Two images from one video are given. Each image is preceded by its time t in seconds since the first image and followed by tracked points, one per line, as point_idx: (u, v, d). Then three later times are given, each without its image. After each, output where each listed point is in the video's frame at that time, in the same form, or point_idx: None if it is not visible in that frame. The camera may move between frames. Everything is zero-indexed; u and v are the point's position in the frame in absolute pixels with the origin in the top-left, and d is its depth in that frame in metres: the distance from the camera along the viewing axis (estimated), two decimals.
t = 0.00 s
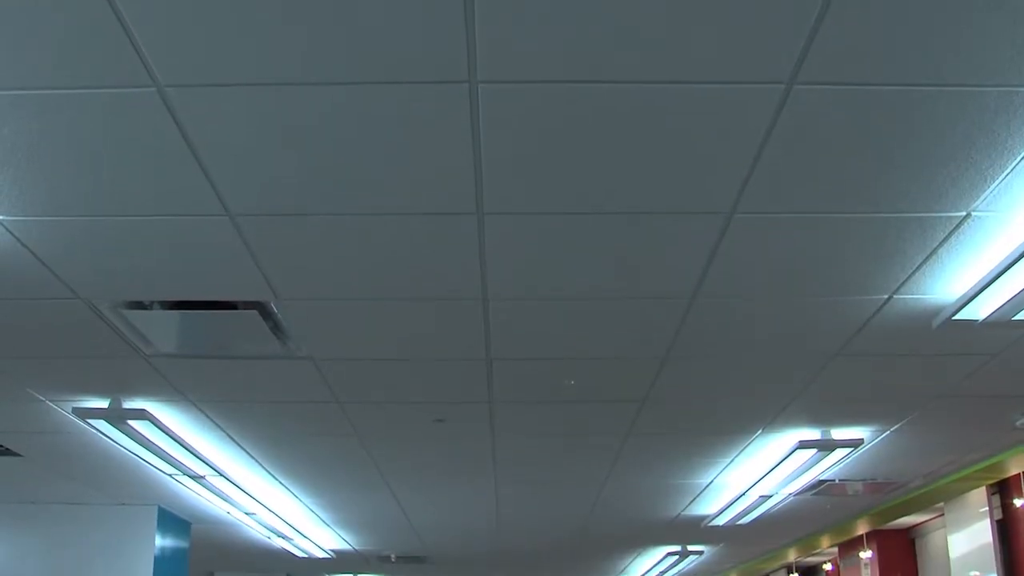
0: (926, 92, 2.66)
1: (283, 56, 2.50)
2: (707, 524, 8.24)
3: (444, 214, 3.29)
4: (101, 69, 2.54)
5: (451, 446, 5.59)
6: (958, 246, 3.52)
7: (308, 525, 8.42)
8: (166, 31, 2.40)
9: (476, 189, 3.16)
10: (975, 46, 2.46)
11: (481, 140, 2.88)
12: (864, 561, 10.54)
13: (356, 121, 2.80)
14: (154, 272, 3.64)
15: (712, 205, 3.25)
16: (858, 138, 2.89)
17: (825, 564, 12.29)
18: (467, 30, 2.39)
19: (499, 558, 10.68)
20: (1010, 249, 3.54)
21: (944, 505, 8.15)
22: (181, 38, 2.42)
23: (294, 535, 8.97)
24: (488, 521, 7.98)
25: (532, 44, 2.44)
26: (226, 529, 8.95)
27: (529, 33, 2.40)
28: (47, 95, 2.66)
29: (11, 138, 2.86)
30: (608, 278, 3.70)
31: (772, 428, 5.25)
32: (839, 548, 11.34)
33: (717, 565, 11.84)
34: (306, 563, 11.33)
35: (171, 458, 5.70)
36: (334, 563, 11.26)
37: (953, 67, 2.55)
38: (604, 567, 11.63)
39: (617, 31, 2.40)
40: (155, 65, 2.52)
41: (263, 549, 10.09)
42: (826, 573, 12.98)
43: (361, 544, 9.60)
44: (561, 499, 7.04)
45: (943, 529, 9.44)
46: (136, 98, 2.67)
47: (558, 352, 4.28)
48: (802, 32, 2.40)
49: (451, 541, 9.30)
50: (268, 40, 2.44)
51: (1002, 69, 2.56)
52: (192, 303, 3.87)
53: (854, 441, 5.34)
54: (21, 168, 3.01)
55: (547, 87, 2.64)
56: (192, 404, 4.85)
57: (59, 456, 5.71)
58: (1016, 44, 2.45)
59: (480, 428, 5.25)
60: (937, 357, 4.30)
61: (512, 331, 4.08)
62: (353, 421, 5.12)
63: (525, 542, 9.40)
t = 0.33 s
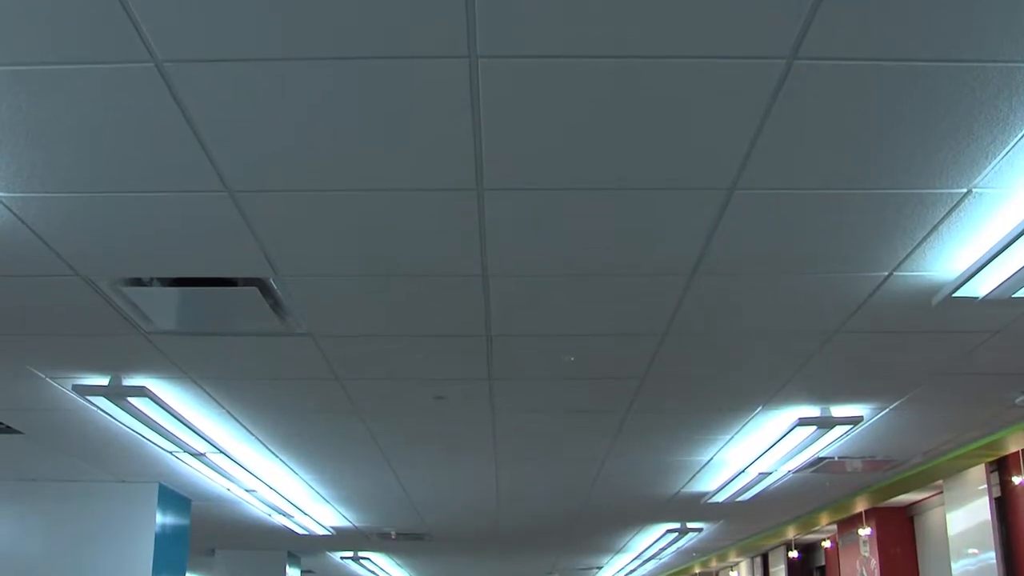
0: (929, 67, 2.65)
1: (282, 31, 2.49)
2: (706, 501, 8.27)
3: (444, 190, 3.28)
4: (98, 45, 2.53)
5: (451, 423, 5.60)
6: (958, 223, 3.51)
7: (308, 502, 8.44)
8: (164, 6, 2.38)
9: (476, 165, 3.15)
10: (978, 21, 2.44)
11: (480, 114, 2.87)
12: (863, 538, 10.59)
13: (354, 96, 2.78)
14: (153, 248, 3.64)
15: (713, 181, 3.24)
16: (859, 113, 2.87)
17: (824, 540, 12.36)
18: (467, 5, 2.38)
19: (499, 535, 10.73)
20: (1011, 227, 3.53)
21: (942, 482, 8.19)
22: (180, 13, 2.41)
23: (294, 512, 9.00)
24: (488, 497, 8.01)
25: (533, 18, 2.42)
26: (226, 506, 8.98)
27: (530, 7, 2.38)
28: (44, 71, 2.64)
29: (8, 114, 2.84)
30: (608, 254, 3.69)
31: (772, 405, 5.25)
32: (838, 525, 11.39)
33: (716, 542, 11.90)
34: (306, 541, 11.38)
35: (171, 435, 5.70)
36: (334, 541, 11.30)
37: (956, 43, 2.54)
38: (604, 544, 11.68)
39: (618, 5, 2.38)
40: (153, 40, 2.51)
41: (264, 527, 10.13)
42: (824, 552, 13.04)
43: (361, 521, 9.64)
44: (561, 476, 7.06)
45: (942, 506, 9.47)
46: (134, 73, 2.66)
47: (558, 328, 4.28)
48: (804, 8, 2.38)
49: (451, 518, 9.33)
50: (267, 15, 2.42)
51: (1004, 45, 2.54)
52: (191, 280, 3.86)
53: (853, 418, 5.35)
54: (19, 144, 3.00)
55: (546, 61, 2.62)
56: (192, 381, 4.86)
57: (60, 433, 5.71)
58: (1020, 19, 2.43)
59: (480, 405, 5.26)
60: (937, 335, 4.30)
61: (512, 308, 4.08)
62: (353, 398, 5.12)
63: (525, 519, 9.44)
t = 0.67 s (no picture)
0: (931, 39, 2.64)
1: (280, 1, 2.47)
2: (706, 475, 8.31)
3: (443, 162, 3.27)
4: (95, 15, 2.51)
5: (451, 396, 5.61)
6: (959, 196, 3.50)
7: (308, 475, 8.47)
8: None
9: (476, 136, 3.13)
10: None
11: (481, 85, 2.86)
12: (862, 511, 10.65)
13: (353, 68, 2.77)
14: (152, 221, 3.63)
15: (714, 153, 3.23)
16: (862, 85, 2.86)
17: (823, 513, 12.43)
18: None
19: (499, 508, 10.78)
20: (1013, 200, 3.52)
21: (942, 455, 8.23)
22: None
23: (295, 485, 9.03)
24: (488, 471, 8.04)
25: None
26: (227, 479, 9.01)
27: None
28: (41, 42, 2.62)
29: (6, 85, 2.83)
30: (608, 226, 3.68)
31: (772, 378, 5.26)
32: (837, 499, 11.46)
33: (715, 515, 11.97)
34: (307, 514, 11.43)
35: (171, 409, 5.71)
36: (335, 514, 11.35)
37: (959, 14, 2.52)
38: (604, 517, 11.75)
39: None
40: (150, 11, 2.49)
41: (265, 500, 10.17)
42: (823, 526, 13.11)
43: (362, 494, 9.68)
44: (561, 449, 7.08)
45: (941, 480, 9.52)
46: (132, 44, 2.64)
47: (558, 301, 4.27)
48: None
49: (451, 491, 9.38)
50: None
51: (1007, 16, 2.53)
52: (190, 253, 3.85)
53: (853, 391, 5.36)
54: (17, 116, 2.98)
55: (546, 32, 2.60)
56: (192, 354, 4.86)
57: (61, 406, 5.71)
58: None
59: (481, 378, 5.27)
60: (938, 308, 4.30)
61: (512, 281, 4.08)
62: (354, 371, 5.13)
63: (525, 492, 9.48)
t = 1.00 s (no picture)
0: (933, 8, 2.62)
1: None
2: (706, 446, 8.34)
3: (444, 131, 3.26)
4: None
5: (451, 367, 5.61)
6: (961, 167, 3.49)
7: (308, 446, 8.50)
8: None
9: (477, 107, 3.11)
10: None
11: (481, 54, 2.83)
12: (861, 484, 10.70)
13: (351, 37, 2.75)
14: (151, 191, 3.61)
15: (715, 123, 3.21)
16: (863, 54, 2.84)
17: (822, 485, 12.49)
18: None
19: (499, 480, 10.83)
20: (1015, 170, 3.50)
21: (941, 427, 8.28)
22: None
23: (295, 457, 9.06)
24: (488, 442, 8.07)
25: None
26: (228, 451, 9.05)
27: None
28: (37, 12, 2.60)
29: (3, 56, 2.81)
30: (608, 196, 3.67)
31: (772, 349, 5.27)
32: (836, 471, 11.52)
33: (714, 487, 12.03)
34: (308, 486, 11.49)
35: (171, 380, 5.71)
36: (335, 485, 11.41)
37: None
38: (603, 489, 11.81)
39: None
40: None
41: (266, 472, 10.21)
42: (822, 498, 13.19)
43: (362, 466, 9.72)
44: (561, 421, 7.10)
45: (940, 453, 9.56)
46: (129, 13, 2.62)
47: (558, 272, 4.27)
48: None
49: (451, 463, 9.41)
50: None
51: None
52: (189, 224, 3.84)
53: (853, 362, 5.38)
54: (14, 87, 2.97)
55: None
56: (192, 326, 4.86)
57: (62, 379, 5.72)
58: None
59: (481, 349, 5.27)
60: (938, 279, 4.30)
61: (512, 252, 4.07)
62: (354, 342, 5.13)
63: (525, 464, 9.52)
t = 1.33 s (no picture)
0: None
1: None
2: (706, 419, 8.36)
3: (443, 103, 3.24)
4: None
5: (451, 339, 5.62)
6: (963, 139, 3.48)
7: (308, 419, 8.51)
8: None
9: (476, 79, 3.10)
10: None
11: (480, 25, 2.81)
12: (860, 458, 10.75)
13: (349, 8, 2.73)
14: (149, 163, 3.60)
15: (715, 95, 3.20)
16: (864, 26, 2.82)
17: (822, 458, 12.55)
18: None
19: (499, 453, 10.87)
20: (1017, 143, 3.49)
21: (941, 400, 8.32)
22: None
23: (296, 430, 9.09)
24: (488, 415, 8.08)
25: None
26: (228, 424, 9.07)
27: None
28: None
29: None
30: (608, 168, 3.66)
31: (772, 322, 5.27)
32: (836, 445, 11.57)
33: (713, 460, 12.08)
34: (308, 459, 11.52)
35: (171, 353, 5.71)
36: (335, 458, 11.44)
37: None
38: (603, 462, 11.85)
39: None
40: None
41: (266, 446, 10.25)
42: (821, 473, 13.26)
43: (362, 439, 9.74)
44: (560, 394, 7.11)
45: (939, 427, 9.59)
46: None
47: (557, 244, 4.26)
48: None
49: (451, 436, 9.44)
50: None
51: None
52: (189, 196, 3.83)
53: (853, 335, 5.38)
54: (10, 59, 2.95)
55: None
56: (192, 299, 4.85)
57: (63, 352, 5.72)
58: None
59: (481, 322, 5.28)
60: (938, 253, 4.30)
61: (511, 224, 4.07)
62: (354, 315, 5.13)
63: (524, 437, 9.55)
